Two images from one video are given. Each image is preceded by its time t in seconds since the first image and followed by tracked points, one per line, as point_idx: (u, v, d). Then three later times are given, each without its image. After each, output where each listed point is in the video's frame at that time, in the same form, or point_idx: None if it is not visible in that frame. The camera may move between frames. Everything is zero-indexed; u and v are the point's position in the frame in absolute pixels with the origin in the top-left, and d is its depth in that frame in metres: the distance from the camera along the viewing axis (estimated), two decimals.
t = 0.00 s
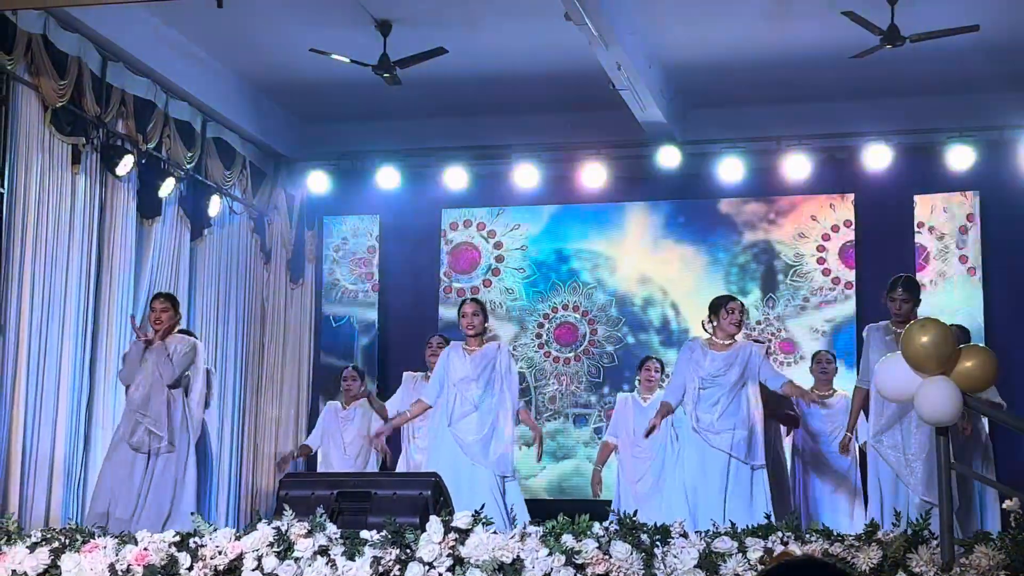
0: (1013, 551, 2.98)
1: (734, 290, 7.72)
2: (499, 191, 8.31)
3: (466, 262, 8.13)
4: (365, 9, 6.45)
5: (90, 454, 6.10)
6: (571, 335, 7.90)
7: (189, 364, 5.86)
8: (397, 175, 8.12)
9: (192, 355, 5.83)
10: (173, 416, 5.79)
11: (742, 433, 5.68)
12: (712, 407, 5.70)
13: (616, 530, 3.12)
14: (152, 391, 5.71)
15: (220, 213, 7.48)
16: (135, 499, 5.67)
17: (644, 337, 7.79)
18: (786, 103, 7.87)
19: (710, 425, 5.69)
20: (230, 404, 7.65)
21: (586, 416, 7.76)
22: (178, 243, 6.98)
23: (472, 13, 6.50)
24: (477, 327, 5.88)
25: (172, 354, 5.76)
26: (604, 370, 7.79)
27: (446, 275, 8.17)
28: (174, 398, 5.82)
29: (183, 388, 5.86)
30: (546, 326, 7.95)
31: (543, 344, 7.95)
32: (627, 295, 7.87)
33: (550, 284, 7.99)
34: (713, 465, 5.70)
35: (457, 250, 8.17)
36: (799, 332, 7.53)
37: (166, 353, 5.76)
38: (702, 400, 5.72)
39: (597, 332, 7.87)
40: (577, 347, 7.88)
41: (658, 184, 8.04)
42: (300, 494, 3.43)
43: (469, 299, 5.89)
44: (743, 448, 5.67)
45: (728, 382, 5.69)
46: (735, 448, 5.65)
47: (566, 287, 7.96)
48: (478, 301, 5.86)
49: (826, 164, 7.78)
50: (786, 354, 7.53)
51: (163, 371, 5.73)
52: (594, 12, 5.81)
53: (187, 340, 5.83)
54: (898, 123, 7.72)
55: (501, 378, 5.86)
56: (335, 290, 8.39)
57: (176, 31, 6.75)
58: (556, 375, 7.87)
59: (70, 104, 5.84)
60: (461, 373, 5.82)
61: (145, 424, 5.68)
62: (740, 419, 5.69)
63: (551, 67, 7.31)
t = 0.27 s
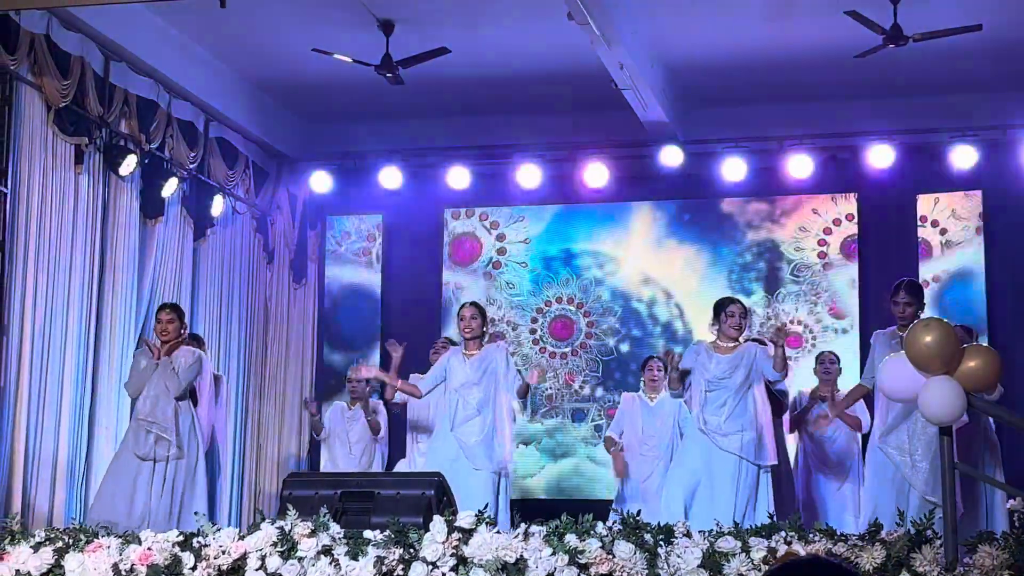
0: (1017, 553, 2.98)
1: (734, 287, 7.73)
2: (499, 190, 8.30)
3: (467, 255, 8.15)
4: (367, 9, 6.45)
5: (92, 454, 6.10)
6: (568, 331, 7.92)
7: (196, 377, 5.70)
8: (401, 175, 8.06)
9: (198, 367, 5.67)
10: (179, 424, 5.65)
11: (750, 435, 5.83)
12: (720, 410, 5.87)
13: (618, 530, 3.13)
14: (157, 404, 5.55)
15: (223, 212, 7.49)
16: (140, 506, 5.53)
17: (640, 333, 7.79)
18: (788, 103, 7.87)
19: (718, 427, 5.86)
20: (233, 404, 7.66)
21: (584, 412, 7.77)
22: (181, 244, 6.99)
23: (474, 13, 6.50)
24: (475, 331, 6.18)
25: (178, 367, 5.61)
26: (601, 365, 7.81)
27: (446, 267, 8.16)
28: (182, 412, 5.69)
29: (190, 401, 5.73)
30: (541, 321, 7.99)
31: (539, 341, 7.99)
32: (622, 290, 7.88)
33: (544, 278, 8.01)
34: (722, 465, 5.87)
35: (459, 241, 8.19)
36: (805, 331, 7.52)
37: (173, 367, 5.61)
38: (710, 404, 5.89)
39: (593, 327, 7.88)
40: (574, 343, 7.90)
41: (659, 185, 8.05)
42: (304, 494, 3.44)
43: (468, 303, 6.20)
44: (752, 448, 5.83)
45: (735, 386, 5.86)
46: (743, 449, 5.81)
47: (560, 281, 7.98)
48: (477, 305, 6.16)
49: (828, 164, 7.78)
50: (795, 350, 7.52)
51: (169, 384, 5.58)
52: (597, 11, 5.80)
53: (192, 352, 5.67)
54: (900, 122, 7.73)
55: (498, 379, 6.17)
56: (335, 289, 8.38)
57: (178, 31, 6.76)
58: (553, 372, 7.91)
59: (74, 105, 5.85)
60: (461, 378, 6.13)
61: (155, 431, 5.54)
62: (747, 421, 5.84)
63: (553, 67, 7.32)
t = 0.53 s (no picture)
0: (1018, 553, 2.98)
1: (734, 278, 7.74)
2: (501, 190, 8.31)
3: (465, 245, 8.22)
4: (369, 9, 6.46)
5: (94, 454, 6.10)
6: (562, 325, 7.96)
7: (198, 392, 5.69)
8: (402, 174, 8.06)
9: (200, 383, 5.65)
10: (179, 443, 5.65)
11: (748, 445, 5.82)
12: (717, 421, 5.84)
13: (620, 529, 3.13)
14: (159, 420, 5.57)
15: (225, 212, 7.49)
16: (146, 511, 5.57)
17: (634, 326, 7.81)
18: (789, 102, 7.88)
19: (716, 439, 5.84)
20: (235, 403, 7.66)
21: (580, 406, 7.78)
22: (183, 244, 6.99)
23: (476, 12, 6.50)
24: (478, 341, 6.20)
25: (179, 384, 5.59)
26: (595, 359, 7.84)
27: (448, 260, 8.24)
28: (184, 428, 5.69)
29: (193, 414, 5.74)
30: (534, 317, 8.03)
31: (531, 335, 8.02)
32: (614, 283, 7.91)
33: (541, 273, 8.04)
34: (720, 474, 5.86)
35: (458, 232, 8.25)
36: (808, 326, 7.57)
37: (175, 385, 5.60)
38: (707, 415, 5.84)
39: (587, 321, 7.90)
40: (568, 337, 7.93)
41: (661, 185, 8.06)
42: (305, 494, 3.44)
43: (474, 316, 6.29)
44: (750, 458, 5.83)
45: (731, 398, 5.80)
46: (741, 461, 5.81)
47: (553, 275, 8.02)
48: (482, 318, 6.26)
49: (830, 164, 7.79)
50: (798, 344, 7.56)
51: (171, 401, 5.59)
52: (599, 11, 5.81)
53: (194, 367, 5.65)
54: (901, 122, 7.73)
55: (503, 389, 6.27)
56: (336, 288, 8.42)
57: (179, 31, 6.76)
58: (548, 369, 7.94)
59: (75, 105, 5.85)
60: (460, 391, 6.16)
61: (154, 454, 5.57)
62: (744, 432, 5.83)
63: (554, 66, 7.32)
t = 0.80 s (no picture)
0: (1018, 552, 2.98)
1: (732, 273, 7.74)
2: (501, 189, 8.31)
3: (462, 234, 8.20)
4: (369, 8, 6.46)
5: (94, 454, 6.09)
6: (554, 317, 7.97)
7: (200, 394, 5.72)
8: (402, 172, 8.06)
9: (200, 385, 5.67)
10: (179, 442, 5.64)
11: (748, 466, 5.49)
12: (716, 443, 5.54)
13: (620, 529, 3.12)
14: (157, 424, 5.58)
15: (225, 211, 7.49)
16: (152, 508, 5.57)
17: (626, 324, 7.82)
18: (789, 101, 7.88)
19: (715, 461, 5.52)
20: (235, 402, 7.66)
21: (575, 399, 7.79)
22: (183, 243, 6.99)
23: (476, 11, 6.50)
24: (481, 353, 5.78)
25: (181, 386, 5.62)
26: (589, 351, 7.85)
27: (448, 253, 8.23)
28: (185, 427, 5.68)
29: (195, 414, 5.74)
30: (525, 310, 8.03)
31: (521, 328, 8.02)
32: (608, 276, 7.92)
33: (539, 269, 8.04)
34: (720, 495, 5.55)
35: (454, 219, 8.23)
36: (816, 328, 7.51)
37: (176, 386, 5.64)
38: (706, 437, 5.55)
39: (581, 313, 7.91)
40: (560, 330, 7.94)
41: (661, 184, 8.06)
42: (305, 493, 3.44)
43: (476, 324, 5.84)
44: (753, 480, 5.50)
45: (730, 420, 5.49)
46: (745, 483, 5.48)
47: (545, 267, 8.03)
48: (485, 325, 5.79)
49: (830, 163, 7.79)
50: (806, 339, 7.52)
51: (172, 402, 5.61)
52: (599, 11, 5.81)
53: (197, 369, 5.68)
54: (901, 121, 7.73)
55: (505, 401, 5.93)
56: (336, 286, 8.40)
57: (179, 30, 6.76)
58: (540, 363, 7.93)
59: (75, 104, 5.85)
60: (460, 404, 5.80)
61: (154, 455, 5.57)
62: (745, 454, 5.51)
63: (554, 65, 7.32)
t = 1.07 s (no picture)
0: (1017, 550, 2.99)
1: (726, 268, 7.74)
2: (501, 188, 8.32)
3: (459, 222, 8.21)
4: (369, 7, 6.46)
5: (94, 453, 6.09)
6: (546, 308, 7.99)
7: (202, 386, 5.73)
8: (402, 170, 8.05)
9: (204, 376, 5.70)
10: (185, 434, 5.65)
11: (750, 479, 5.44)
12: (718, 457, 5.51)
13: (619, 527, 3.12)
14: (163, 412, 5.58)
15: (225, 209, 7.49)
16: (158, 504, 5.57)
17: (619, 322, 7.83)
18: (789, 100, 7.88)
19: (717, 474, 5.49)
20: (235, 400, 7.66)
21: (569, 391, 7.82)
22: (183, 242, 6.99)
23: (475, 10, 6.51)
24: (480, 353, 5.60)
25: (185, 377, 5.64)
26: (582, 344, 7.88)
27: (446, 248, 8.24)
28: (188, 419, 5.68)
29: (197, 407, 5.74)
30: (516, 302, 8.05)
31: (513, 320, 8.04)
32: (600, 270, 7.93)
33: (536, 265, 8.04)
34: (722, 508, 5.50)
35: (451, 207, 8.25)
36: (821, 327, 7.50)
37: (180, 376, 5.65)
38: (708, 451, 5.54)
39: (573, 306, 7.93)
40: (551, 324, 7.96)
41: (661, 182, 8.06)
42: (305, 491, 3.44)
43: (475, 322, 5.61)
44: (755, 491, 5.44)
45: (730, 434, 5.47)
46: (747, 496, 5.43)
47: (537, 259, 8.05)
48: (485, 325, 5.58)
49: (830, 161, 7.79)
50: (812, 331, 7.52)
51: (176, 393, 5.62)
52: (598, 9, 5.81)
53: (200, 360, 5.70)
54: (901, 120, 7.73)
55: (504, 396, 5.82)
56: (336, 285, 8.40)
57: (179, 29, 6.76)
58: (533, 356, 7.96)
59: (75, 102, 5.85)
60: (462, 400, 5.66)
61: (159, 445, 5.58)
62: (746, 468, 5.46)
63: (554, 64, 7.32)
